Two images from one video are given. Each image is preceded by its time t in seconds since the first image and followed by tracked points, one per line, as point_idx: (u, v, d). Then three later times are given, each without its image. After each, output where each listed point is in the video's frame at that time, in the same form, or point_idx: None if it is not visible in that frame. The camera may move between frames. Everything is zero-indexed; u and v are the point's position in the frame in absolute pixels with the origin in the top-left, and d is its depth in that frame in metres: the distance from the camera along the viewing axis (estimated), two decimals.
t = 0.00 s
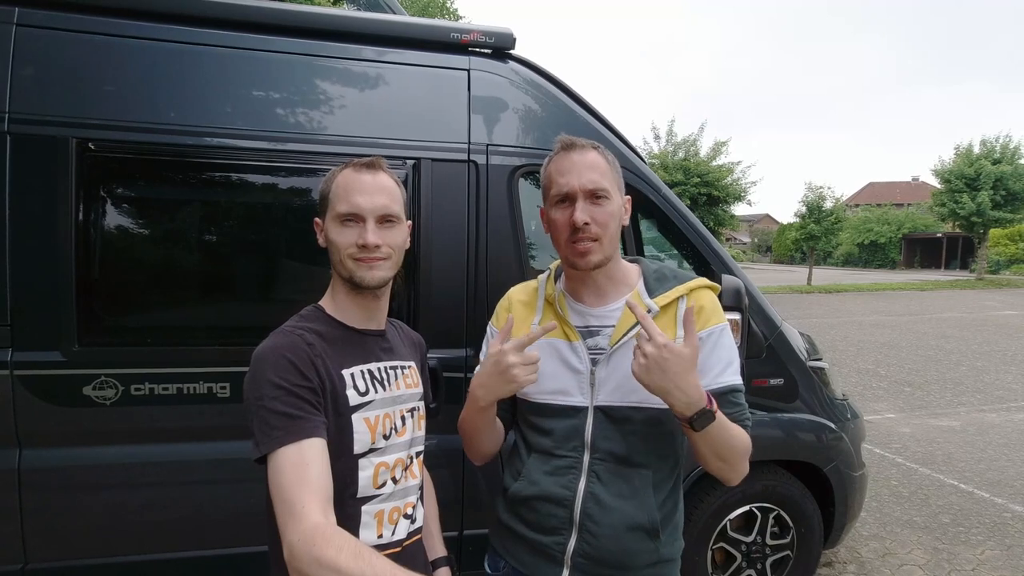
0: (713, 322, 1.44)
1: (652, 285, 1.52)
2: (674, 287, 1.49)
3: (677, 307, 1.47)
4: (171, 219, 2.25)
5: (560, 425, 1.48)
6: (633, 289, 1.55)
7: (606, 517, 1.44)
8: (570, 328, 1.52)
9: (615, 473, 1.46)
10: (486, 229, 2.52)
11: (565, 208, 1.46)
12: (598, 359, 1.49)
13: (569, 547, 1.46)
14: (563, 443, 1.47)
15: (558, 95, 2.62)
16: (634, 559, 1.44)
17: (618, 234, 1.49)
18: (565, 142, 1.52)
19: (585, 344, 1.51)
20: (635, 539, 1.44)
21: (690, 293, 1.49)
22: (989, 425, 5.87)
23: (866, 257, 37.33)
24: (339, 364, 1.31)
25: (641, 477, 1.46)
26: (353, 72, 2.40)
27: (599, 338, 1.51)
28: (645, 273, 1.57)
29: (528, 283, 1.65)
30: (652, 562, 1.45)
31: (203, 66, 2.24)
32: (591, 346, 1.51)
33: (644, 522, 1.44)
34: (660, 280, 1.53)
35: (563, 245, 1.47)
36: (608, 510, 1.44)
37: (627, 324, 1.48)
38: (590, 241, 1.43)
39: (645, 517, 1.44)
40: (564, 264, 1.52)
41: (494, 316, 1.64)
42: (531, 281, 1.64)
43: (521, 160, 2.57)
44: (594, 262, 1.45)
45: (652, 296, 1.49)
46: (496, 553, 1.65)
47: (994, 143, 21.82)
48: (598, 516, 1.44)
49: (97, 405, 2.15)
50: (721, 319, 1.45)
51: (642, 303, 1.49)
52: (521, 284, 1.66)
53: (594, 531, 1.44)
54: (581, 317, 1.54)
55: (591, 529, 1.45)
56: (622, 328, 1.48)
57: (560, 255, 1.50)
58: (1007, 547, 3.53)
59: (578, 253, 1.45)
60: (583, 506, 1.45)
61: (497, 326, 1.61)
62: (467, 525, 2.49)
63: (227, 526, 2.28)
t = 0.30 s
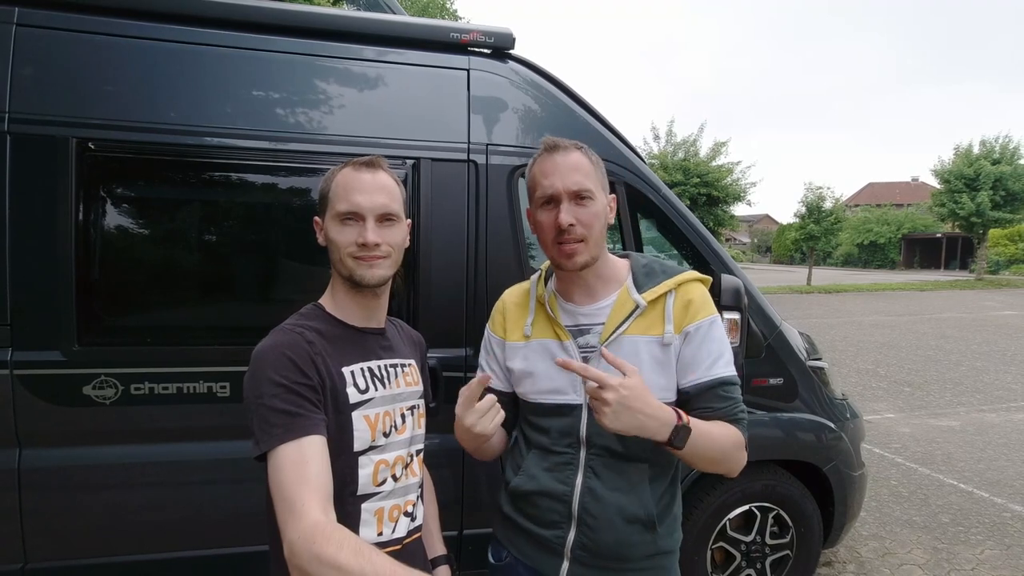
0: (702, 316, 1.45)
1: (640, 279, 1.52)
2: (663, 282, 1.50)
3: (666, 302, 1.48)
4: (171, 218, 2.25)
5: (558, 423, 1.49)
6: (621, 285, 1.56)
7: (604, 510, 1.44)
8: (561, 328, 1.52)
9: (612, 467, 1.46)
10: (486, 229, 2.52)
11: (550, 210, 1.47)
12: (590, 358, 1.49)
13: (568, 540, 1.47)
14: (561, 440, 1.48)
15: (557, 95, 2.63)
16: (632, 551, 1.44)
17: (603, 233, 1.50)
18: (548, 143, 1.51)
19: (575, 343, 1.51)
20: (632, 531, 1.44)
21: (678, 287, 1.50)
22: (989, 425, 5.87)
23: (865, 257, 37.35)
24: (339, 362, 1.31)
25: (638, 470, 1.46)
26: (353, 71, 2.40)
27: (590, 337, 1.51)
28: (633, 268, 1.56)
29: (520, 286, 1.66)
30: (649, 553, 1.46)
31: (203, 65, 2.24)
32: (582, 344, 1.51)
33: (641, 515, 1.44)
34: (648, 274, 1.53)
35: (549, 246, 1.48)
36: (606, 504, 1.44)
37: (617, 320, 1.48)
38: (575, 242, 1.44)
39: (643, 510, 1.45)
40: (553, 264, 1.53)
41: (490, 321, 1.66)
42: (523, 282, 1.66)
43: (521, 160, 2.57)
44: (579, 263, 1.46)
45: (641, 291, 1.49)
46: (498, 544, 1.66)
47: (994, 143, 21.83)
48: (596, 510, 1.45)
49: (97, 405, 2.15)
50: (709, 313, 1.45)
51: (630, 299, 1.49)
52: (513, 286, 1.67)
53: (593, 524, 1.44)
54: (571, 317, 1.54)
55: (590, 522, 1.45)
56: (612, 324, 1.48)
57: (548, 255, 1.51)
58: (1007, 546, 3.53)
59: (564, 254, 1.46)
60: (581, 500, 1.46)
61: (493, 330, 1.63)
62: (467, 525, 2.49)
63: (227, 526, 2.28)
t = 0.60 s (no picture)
0: (704, 313, 1.45)
1: (641, 279, 1.52)
2: (664, 281, 1.50)
3: (668, 301, 1.48)
4: (171, 219, 2.25)
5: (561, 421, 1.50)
6: (624, 285, 1.55)
7: (616, 509, 1.45)
8: (565, 330, 1.53)
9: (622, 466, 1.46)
10: (486, 230, 2.52)
11: (546, 210, 1.49)
12: (595, 358, 1.49)
13: (581, 539, 1.48)
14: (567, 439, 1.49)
15: (558, 96, 2.63)
16: (644, 549, 1.46)
17: (600, 232, 1.50)
18: (544, 147, 1.55)
19: (580, 345, 1.51)
20: (643, 528, 1.46)
21: (679, 286, 1.50)
22: (988, 426, 5.88)
23: (864, 258, 37.38)
24: (339, 363, 1.31)
25: (649, 469, 1.47)
26: (353, 73, 2.40)
27: (594, 338, 1.51)
28: (635, 268, 1.57)
29: (525, 290, 1.67)
30: (657, 550, 1.48)
31: (203, 66, 2.24)
32: (586, 345, 1.51)
33: (650, 512, 1.47)
34: (650, 274, 1.54)
35: (546, 245, 1.50)
36: (618, 502, 1.45)
37: (621, 322, 1.48)
38: (571, 240, 1.46)
39: (650, 508, 1.47)
40: (553, 266, 1.54)
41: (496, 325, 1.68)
42: (528, 287, 1.67)
43: (521, 161, 2.57)
44: (576, 261, 1.47)
45: (643, 291, 1.50)
46: (506, 541, 1.65)
47: (992, 144, 21.86)
48: (608, 509, 1.46)
49: (97, 406, 2.15)
50: (711, 310, 1.46)
51: (633, 299, 1.49)
52: (518, 290, 1.68)
53: (606, 523, 1.46)
54: (575, 319, 1.54)
55: (603, 520, 1.46)
56: (616, 325, 1.48)
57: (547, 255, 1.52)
58: (1006, 547, 3.53)
59: (561, 252, 1.47)
60: (593, 499, 1.47)
61: (499, 334, 1.66)
62: (468, 525, 2.49)
63: (227, 527, 2.28)
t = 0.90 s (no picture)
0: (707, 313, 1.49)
1: (649, 279, 1.54)
2: (672, 283, 1.52)
3: (675, 303, 1.50)
4: (170, 219, 2.25)
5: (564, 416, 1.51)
6: (633, 283, 1.57)
7: (623, 493, 1.49)
8: (576, 322, 1.53)
9: (628, 454, 1.51)
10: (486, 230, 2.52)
11: (566, 205, 1.50)
12: (604, 353, 1.50)
13: (589, 524, 1.50)
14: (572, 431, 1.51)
15: (558, 97, 2.63)
16: (648, 529, 1.52)
17: (617, 231, 1.52)
18: (571, 141, 1.56)
19: (591, 338, 1.51)
20: (648, 509, 1.52)
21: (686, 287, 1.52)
22: (987, 426, 5.88)
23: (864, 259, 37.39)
24: (339, 364, 1.32)
25: (652, 455, 1.52)
26: (352, 74, 2.40)
27: (604, 333, 1.52)
28: (642, 267, 1.58)
29: (531, 277, 1.66)
30: (659, 529, 1.55)
31: (203, 67, 2.25)
32: (595, 340, 1.51)
33: (654, 493, 1.53)
34: (657, 274, 1.55)
35: (563, 239, 1.51)
36: (625, 487, 1.49)
37: (630, 320, 1.49)
38: (588, 236, 1.47)
39: (654, 489, 1.52)
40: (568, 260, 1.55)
41: (498, 309, 1.66)
42: (536, 275, 1.65)
43: (520, 161, 2.58)
44: (591, 258, 1.48)
45: (651, 291, 1.51)
46: (511, 533, 1.63)
47: (991, 145, 21.88)
48: (616, 494, 1.49)
49: (96, 407, 2.15)
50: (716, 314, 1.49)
51: (642, 297, 1.51)
52: (525, 278, 1.67)
53: (613, 507, 1.49)
54: (586, 313, 1.54)
55: (610, 505, 1.50)
56: (625, 323, 1.49)
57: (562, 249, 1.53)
58: (1005, 547, 3.54)
59: (577, 247, 1.48)
60: (601, 486, 1.49)
61: (503, 320, 1.63)
62: (468, 525, 2.49)
63: (228, 526, 2.28)
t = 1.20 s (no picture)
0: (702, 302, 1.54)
1: (645, 274, 1.58)
2: (666, 277, 1.57)
3: (671, 295, 1.54)
4: (170, 220, 2.25)
5: (565, 414, 1.52)
6: (630, 280, 1.59)
7: (625, 486, 1.52)
8: (578, 317, 1.55)
9: (629, 449, 1.53)
10: (487, 230, 2.52)
11: (569, 201, 1.51)
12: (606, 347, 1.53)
13: (592, 519, 1.52)
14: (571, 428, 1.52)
15: (558, 97, 2.64)
16: (649, 522, 1.54)
17: (618, 230, 1.53)
18: (578, 138, 1.56)
19: (592, 333, 1.54)
20: (649, 503, 1.54)
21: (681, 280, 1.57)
22: (986, 427, 5.88)
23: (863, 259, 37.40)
24: (339, 363, 1.32)
25: (652, 449, 1.55)
26: (353, 74, 2.40)
27: (604, 328, 1.55)
28: (637, 263, 1.62)
29: (529, 273, 1.66)
30: (659, 522, 1.57)
31: (203, 67, 2.25)
32: (597, 335, 1.54)
33: (655, 486, 1.55)
34: (651, 270, 1.60)
35: (564, 236, 1.52)
36: (627, 480, 1.52)
37: (628, 315, 1.53)
38: (589, 234, 1.48)
39: (654, 483, 1.55)
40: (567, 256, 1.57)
41: (496, 305, 1.64)
42: (534, 270, 1.65)
43: (521, 162, 2.58)
44: (590, 255, 1.49)
45: (648, 286, 1.55)
46: (513, 533, 1.63)
47: (991, 146, 21.89)
48: (618, 487, 1.52)
49: (96, 407, 2.15)
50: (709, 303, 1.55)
51: (639, 292, 1.55)
52: (523, 273, 1.66)
53: (615, 500, 1.52)
54: (586, 308, 1.57)
55: (612, 499, 1.52)
56: (625, 318, 1.53)
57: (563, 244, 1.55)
58: (1005, 548, 3.54)
59: (578, 244, 1.49)
60: (604, 480, 1.52)
61: (501, 316, 1.61)
62: (468, 526, 2.49)
63: (228, 527, 2.28)
